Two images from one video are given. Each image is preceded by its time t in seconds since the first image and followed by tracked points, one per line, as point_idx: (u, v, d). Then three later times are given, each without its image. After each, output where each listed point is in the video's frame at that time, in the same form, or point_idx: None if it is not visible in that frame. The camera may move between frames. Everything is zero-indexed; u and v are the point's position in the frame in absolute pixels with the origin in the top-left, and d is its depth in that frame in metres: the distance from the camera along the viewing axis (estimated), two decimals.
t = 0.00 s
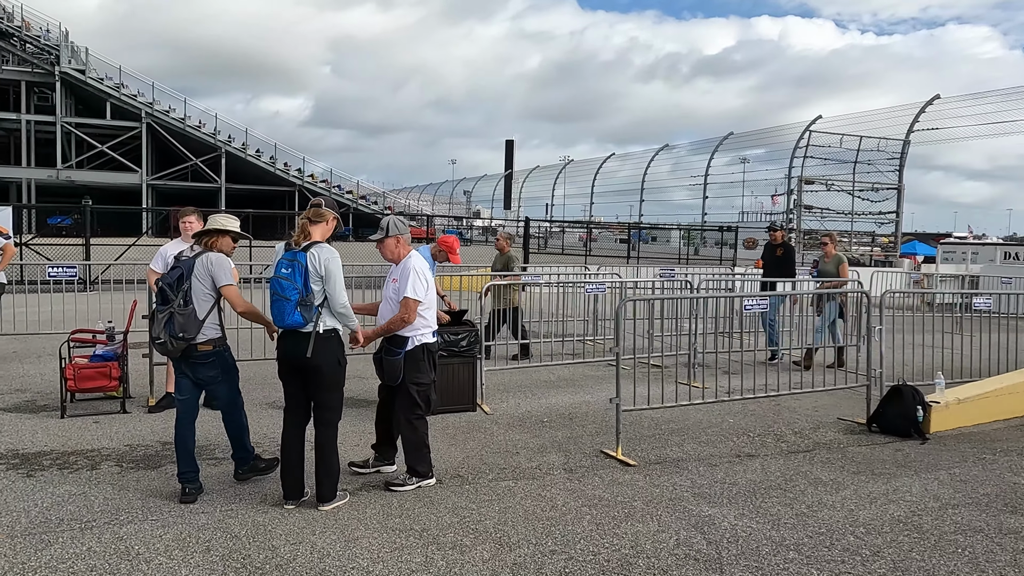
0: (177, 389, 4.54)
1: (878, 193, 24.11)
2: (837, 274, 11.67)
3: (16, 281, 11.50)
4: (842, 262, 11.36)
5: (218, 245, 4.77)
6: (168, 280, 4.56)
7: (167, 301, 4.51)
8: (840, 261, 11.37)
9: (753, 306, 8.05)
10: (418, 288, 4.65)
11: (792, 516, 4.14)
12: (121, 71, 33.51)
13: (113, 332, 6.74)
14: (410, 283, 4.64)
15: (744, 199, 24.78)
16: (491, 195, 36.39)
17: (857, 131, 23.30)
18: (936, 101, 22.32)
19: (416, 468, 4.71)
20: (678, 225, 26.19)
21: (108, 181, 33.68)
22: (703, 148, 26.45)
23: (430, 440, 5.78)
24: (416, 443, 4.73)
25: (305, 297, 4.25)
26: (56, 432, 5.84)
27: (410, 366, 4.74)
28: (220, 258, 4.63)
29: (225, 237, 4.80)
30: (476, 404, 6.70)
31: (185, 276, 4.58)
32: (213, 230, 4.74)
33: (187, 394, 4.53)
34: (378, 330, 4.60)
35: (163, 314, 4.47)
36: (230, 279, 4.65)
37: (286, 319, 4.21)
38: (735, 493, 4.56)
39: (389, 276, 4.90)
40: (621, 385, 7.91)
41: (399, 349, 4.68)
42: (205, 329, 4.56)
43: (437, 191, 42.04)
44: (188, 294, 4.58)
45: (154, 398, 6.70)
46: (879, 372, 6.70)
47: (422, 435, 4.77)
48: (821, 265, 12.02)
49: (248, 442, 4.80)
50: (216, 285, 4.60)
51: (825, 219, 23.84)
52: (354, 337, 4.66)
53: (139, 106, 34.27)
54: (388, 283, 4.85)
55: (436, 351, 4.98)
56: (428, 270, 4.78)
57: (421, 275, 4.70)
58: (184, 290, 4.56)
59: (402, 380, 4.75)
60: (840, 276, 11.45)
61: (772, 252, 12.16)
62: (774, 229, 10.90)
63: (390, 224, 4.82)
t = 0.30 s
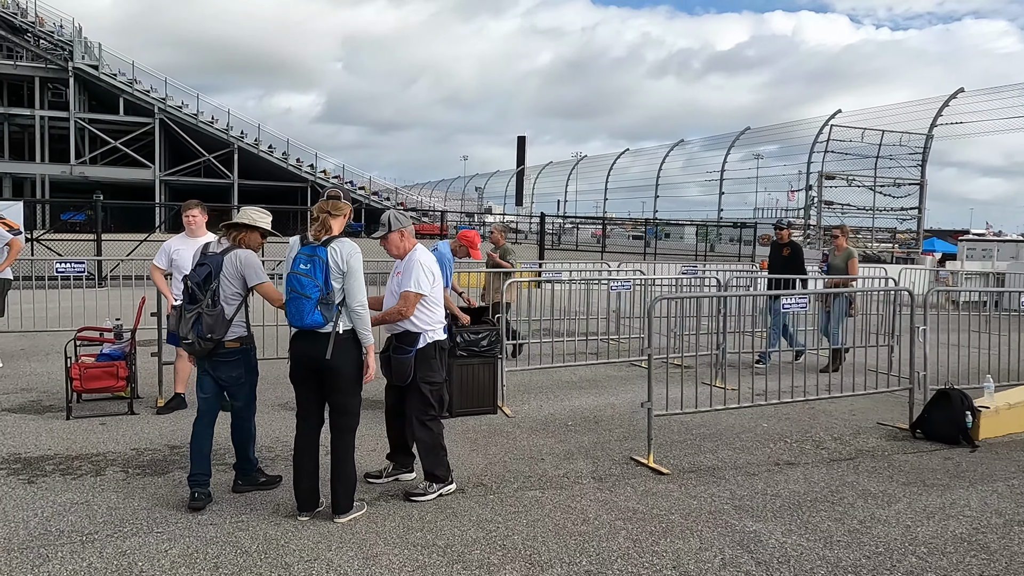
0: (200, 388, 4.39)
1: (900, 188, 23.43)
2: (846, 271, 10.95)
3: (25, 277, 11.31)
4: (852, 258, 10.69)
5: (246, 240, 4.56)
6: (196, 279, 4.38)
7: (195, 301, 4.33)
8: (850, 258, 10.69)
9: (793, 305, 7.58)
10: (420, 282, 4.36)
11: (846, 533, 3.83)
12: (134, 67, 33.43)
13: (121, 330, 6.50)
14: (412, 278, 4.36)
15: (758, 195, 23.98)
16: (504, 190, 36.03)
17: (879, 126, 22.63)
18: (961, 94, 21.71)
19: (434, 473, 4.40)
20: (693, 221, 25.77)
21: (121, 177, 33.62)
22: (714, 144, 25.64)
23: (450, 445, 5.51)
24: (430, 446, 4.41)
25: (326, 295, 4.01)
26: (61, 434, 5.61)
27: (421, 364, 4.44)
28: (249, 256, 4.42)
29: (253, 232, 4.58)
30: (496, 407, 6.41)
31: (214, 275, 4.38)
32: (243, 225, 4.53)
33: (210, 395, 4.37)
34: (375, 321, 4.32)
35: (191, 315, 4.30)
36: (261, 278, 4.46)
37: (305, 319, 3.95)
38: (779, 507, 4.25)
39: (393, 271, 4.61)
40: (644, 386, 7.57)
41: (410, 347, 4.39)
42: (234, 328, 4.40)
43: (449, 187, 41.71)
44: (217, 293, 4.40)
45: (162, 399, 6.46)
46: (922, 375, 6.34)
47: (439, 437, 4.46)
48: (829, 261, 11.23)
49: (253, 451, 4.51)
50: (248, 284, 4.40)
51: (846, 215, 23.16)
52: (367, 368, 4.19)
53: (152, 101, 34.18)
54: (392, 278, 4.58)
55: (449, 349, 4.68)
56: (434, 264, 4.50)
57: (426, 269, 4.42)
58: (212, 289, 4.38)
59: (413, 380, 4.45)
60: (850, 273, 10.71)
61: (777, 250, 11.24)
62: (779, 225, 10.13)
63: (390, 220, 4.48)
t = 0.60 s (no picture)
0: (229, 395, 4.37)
1: (921, 186, 22.76)
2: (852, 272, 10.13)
3: (33, 277, 11.14)
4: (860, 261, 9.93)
5: (271, 244, 4.48)
6: (219, 284, 4.29)
7: (218, 306, 4.24)
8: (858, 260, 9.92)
9: (830, 309, 7.23)
10: (428, 287, 4.09)
11: (901, 561, 3.55)
12: (147, 65, 33.37)
13: (127, 333, 6.26)
14: (418, 283, 4.09)
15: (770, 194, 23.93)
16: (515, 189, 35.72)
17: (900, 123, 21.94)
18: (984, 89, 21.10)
19: (449, 484, 4.12)
20: (707, 220, 25.37)
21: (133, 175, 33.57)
22: (724, 143, 25.02)
23: (469, 456, 5.25)
24: (446, 458, 4.13)
25: (346, 301, 3.84)
26: (67, 443, 5.39)
27: (437, 372, 4.17)
28: (274, 260, 4.35)
29: (280, 235, 4.46)
30: (516, 415, 6.15)
31: (237, 280, 4.30)
32: (270, 228, 4.45)
33: (239, 401, 4.33)
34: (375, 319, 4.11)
35: (215, 321, 4.21)
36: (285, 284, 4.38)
37: (325, 327, 3.77)
38: (825, 530, 3.96)
39: (402, 271, 4.33)
40: (667, 394, 7.25)
41: (423, 354, 4.12)
42: (259, 334, 4.30)
43: (460, 186, 41.47)
44: (240, 298, 4.31)
45: (170, 405, 6.24)
46: (965, 384, 6.00)
47: (455, 448, 4.19)
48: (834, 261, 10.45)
49: (266, 463, 4.28)
50: (272, 289, 4.34)
51: (866, 213, 22.52)
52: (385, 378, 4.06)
53: (164, 100, 34.12)
54: (400, 279, 4.31)
55: (464, 355, 4.40)
56: (445, 266, 4.22)
57: (436, 273, 4.14)
58: (236, 294, 4.29)
59: (428, 389, 4.18)
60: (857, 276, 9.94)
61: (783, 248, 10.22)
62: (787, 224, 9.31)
63: (399, 220, 4.15)
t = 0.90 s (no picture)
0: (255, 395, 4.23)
1: (943, 185, 22.25)
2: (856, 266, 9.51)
3: (45, 275, 11.00)
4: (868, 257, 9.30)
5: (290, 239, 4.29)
6: (237, 284, 4.17)
7: (235, 307, 4.10)
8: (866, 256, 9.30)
9: (874, 312, 6.90)
10: (454, 285, 3.86)
11: None
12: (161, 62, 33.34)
13: (138, 333, 6.06)
14: (443, 282, 3.86)
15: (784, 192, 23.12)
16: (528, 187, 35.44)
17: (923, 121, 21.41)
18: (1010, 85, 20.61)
19: (476, 496, 3.89)
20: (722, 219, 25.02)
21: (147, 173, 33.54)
22: (738, 141, 24.54)
23: (494, 464, 5.02)
24: (474, 467, 3.90)
25: (373, 303, 3.64)
26: (76, 448, 5.20)
27: (463, 376, 3.93)
28: (292, 256, 4.17)
29: (299, 229, 4.27)
30: (540, 420, 5.92)
31: (255, 279, 4.16)
32: (288, 223, 4.23)
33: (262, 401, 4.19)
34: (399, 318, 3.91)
35: (234, 322, 4.08)
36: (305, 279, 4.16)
37: (353, 331, 3.55)
38: (879, 550, 3.69)
39: (425, 270, 4.10)
40: (693, 399, 6.96)
41: (448, 357, 3.89)
42: (281, 334, 4.13)
43: (472, 184, 41.21)
44: (260, 297, 4.16)
45: (182, 407, 6.05)
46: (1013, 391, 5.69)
47: (483, 457, 3.95)
48: (839, 259, 9.77)
49: (283, 472, 4.06)
50: (290, 286, 4.16)
51: (886, 212, 22.05)
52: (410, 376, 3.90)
53: (178, 97, 34.08)
54: (424, 278, 4.08)
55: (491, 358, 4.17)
56: (471, 263, 3.98)
57: (462, 270, 3.91)
58: (254, 294, 4.15)
59: (453, 394, 3.95)
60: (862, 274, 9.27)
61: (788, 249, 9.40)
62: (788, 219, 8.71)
63: (421, 217, 3.92)
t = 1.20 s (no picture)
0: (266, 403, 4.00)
1: (963, 184, 21.71)
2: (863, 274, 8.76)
3: (53, 276, 10.83)
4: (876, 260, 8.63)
5: (299, 238, 4.06)
6: (245, 287, 3.98)
7: (243, 312, 3.92)
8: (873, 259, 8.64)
9: (918, 317, 6.65)
10: (498, 291, 3.64)
11: None
12: (172, 61, 33.27)
13: (148, 338, 5.89)
14: (486, 287, 3.64)
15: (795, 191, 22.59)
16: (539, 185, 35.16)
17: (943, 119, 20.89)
18: None
19: (509, 518, 3.66)
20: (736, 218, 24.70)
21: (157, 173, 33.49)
22: (748, 139, 23.88)
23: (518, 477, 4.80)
24: (507, 488, 3.67)
25: (397, 312, 3.43)
26: (83, 458, 5.00)
27: (494, 390, 3.71)
28: (299, 255, 3.94)
29: (307, 227, 4.05)
30: (562, 429, 5.69)
31: (263, 281, 3.96)
32: (294, 222, 4.03)
33: (273, 411, 3.98)
34: (452, 334, 3.64)
35: (242, 328, 3.89)
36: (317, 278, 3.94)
37: (377, 343, 3.35)
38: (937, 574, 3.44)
39: (458, 278, 3.88)
40: (720, 406, 6.70)
41: (480, 370, 3.66)
42: (293, 337, 3.93)
43: (482, 183, 40.96)
44: (268, 300, 3.96)
45: (193, 415, 5.86)
46: None
47: (515, 475, 3.71)
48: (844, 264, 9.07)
49: (298, 487, 3.85)
50: (300, 286, 3.93)
51: (906, 211, 21.45)
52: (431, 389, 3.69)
53: (189, 97, 34.01)
54: (460, 285, 3.86)
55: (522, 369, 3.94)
56: (508, 269, 3.77)
57: (500, 275, 3.70)
58: (263, 296, 3.96)
59: (483, 408, 3.73)
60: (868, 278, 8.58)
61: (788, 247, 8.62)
62: (783, 212, 8.34)
63: (454, 216, 3.68)
